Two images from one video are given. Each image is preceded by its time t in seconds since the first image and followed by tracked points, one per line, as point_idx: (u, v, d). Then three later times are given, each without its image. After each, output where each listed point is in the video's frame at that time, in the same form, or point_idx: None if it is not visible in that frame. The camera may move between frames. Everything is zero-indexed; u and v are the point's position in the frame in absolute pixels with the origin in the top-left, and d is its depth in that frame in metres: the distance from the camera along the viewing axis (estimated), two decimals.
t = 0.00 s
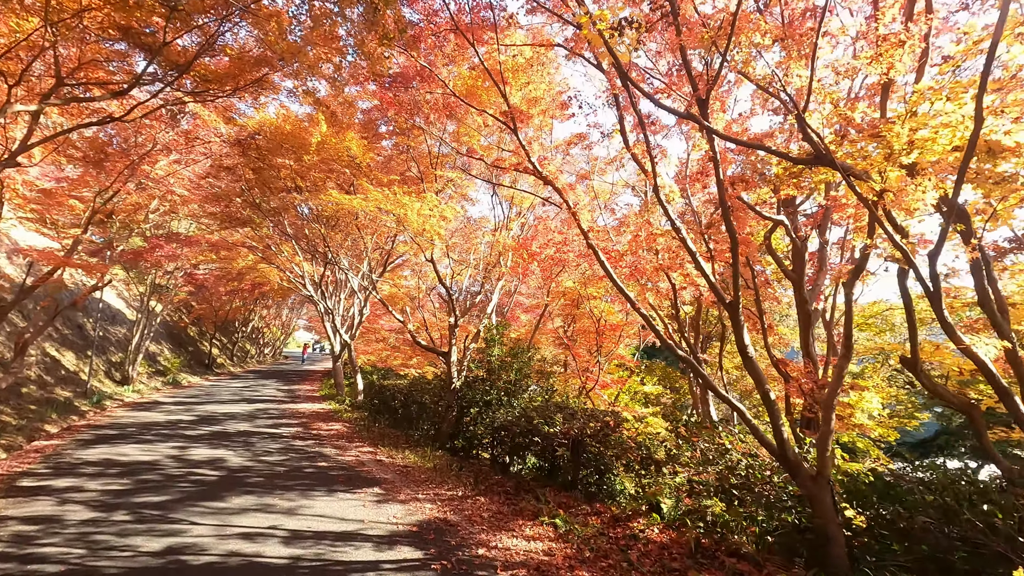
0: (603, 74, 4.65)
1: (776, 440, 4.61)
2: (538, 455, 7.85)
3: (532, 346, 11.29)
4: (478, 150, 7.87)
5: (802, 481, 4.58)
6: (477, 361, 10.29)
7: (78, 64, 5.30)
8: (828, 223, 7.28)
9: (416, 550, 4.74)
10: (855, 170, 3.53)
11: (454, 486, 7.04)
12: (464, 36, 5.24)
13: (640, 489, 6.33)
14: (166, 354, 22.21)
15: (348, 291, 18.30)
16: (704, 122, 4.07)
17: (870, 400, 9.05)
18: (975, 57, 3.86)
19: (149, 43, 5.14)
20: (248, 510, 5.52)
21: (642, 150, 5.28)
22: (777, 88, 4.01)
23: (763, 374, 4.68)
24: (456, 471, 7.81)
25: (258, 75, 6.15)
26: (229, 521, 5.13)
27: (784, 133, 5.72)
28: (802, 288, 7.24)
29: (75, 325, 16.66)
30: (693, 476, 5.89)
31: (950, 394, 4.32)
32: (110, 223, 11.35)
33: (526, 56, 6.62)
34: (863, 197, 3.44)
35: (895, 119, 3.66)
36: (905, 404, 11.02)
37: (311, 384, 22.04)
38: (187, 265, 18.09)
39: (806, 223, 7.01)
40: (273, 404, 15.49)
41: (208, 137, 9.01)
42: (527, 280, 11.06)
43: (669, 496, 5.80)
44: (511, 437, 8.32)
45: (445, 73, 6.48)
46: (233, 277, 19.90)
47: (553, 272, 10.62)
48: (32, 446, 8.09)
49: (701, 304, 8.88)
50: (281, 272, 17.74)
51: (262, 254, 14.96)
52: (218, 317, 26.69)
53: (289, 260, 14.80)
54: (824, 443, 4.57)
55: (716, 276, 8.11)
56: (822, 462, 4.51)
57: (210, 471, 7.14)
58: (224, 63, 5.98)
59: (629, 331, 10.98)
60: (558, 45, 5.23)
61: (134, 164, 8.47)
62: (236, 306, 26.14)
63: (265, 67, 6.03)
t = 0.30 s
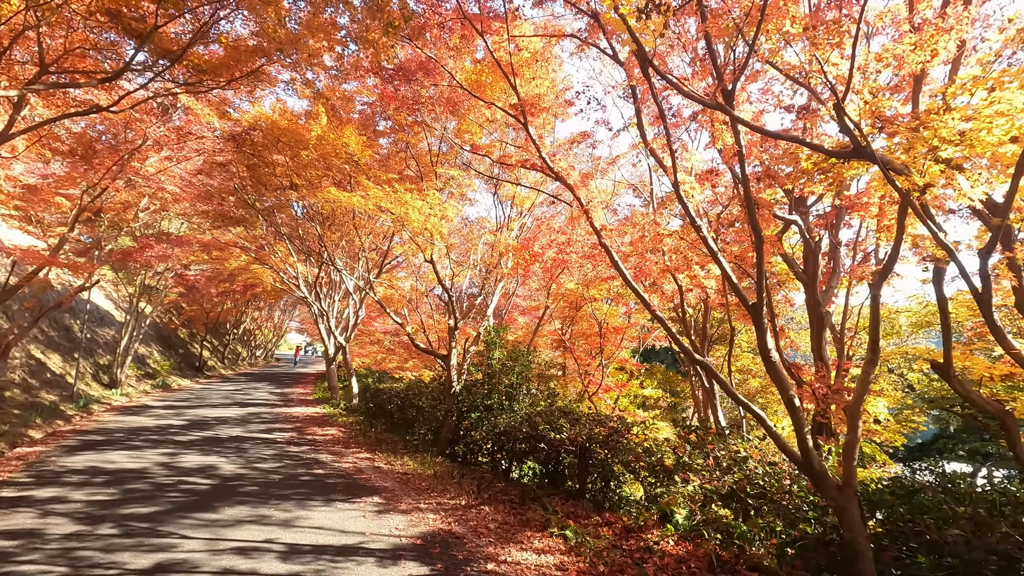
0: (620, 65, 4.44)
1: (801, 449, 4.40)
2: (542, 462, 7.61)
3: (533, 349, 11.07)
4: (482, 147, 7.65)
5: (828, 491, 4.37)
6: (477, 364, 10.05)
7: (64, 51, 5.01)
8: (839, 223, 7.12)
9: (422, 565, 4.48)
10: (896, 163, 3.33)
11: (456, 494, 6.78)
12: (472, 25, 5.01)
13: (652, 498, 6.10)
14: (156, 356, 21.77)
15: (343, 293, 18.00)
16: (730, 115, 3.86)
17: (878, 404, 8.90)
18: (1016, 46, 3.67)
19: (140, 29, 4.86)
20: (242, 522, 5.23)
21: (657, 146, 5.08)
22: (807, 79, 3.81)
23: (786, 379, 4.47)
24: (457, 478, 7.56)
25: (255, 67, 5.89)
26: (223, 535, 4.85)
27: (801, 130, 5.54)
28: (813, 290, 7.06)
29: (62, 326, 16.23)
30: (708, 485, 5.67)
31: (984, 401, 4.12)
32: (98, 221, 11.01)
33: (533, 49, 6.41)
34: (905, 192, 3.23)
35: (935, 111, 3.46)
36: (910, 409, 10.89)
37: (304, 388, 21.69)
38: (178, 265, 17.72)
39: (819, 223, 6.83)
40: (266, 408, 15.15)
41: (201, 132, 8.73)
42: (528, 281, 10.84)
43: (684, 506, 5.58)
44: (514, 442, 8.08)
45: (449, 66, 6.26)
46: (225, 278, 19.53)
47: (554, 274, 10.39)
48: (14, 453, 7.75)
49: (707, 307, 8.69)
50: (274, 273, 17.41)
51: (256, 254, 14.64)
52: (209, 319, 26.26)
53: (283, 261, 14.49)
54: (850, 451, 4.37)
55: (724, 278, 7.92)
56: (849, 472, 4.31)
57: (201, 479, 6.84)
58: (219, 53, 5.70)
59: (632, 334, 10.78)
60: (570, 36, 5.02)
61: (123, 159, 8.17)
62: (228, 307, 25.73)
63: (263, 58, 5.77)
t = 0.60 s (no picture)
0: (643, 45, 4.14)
1: (833, 456, 4.13)
2: (545, 468, 7.31)
3: (531, 350, 10.76)
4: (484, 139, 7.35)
5: (860, 501, 4.12)
6: (475, 365, 9.72)
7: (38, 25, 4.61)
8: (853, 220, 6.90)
9: None
10: (952, 147, 3.06)
11: (457, 502, 6.45)
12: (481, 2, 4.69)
13: (665, 506, 5.82)
14: (139, 357, 21.14)
15: (332, 292, 17.56)
16: (765, 96, 3.58)
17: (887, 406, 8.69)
18: None
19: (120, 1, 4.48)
20: (230, 535, 4.85)
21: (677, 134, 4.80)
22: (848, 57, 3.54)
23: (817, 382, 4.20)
24: (457, 485, 7.22)
25: (245, 48, 5.53)
26: (208, 550, 4.47)
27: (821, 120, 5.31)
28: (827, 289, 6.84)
29: (40, 326, 15.63)
30: (727, 493, 5.38)
31: None
32: (78, 216, 10.53)
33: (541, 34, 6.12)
34: (964, 178, 2.96)
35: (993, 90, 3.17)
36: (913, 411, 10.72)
37: (292, 390, 21.15)
38: (162, 264, 17.19)
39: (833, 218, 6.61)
40: (253, 411, 14.68)
41: (188, 121, 8.31)
42: (526, 280, 10.54)
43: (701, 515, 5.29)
44: (515, 447, 7.77)
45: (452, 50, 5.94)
46: (211, 277, 18.99)
47: (554, 272, 10.10)
48: None
49: (714, 306, 8.44)
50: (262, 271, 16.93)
51: (243, 252, 14.19)
52: (194, 319, 25.63)
53: (272, 259, 14.05)
54: (885, 459, 4.10)
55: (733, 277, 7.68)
56: (883, 480, 4.05)
57: (185, 488, 6.42)
58: (207, 32, 5.33)
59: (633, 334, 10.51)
60: (584, 17, 4.73)
61: (104, 149, 7.75)
62: (213, 308, 25.12)
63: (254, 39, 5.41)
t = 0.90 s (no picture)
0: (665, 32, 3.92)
1: (864, 468, 3.89)
2: (549, 473, 7.10)
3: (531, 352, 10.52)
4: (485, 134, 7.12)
5: (892, 515, 3.89)
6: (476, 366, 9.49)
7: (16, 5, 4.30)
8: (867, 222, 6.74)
9: None
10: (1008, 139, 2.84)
11: (459, 512, 6.20)
12: None
13: (679, 517, 5.58)
14: (125, 358, 20.64)
15: (324, 293, 17.22)
16: (798, 84, 3.36)
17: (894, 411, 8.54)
18: None
19: None
20: (220, 551, 4.55)
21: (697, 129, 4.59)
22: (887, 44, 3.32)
23: (847, 390, 3.94)
24: (458, 493, 6.96)
25: (239, 35, 5.24)
26: (197, 569, 4.16)
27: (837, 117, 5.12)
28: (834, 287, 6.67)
29: (22, 326, 15.16)
30: (744, 502, 5.15)
31: None
32: (61, 212, 10.15)
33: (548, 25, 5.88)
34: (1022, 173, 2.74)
35: None
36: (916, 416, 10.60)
37: (282, 392, 20.75)
38: (149, 263, 16.76)
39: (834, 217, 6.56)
40: (243, 414, 14.31)
41: (177, 114, 7.99)
42: (526, 282, 10.31)
43: (719, 528, 5.03)
44: (518, 453, 7.55)
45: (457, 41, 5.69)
46: (199, 276, 18.58)
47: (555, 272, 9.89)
48: None
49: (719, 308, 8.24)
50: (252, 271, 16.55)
51: (233, 251, 13.83)
52: (182, 319, 25.14)
53: (263, 258, 13.71)
54: (918, 471, 3.87)
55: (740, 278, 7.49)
56: (917, 494, 3.81)
57: (173, 498, 6.10)
58: (199, 16, 5.03)
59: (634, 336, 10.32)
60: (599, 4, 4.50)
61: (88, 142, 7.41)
62: (202, 308, 24.65)
63: (249, 26, 5.12)
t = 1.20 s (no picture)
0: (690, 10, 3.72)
1: (896, 472, 3.69)
2: (551, 476, 6.89)
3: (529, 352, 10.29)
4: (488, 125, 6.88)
5: (925, 521, 3.70)
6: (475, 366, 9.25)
7: None
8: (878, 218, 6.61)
9: None
10: None
11: (461, 519, 5.94)
12: None
13: (692, 523, 5.36)
14: (109, 359, 20.11)
15: (315, 292, 16.86)
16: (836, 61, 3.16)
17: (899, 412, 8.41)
18: None
19: None
20: (210, 563, 4.25)
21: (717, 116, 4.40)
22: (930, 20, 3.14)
23: (878, 389, 3.74)
24: (459, 498, 6.70)
25: (233, 13, 4.96)
26: None
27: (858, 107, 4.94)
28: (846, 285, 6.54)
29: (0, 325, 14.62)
30: (761, 507, 4.93)
31: None
32: (41, 206, 9.73)
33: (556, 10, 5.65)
34: None
35: None
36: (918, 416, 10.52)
37: (271, 394, 20.33)
38: (134, 260, 16.29)
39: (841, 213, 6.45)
40: (231, 415, 13.92)
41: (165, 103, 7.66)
42: (526, 280, 10.09)
43: (736, 533, 4.80)
44: (518, 454, 7.34)
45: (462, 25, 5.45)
46: (186, 275, 18.14)
47: (556, 270, 9.68)
48: None
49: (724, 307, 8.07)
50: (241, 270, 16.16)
51: (222, 248, 13.45)
52: (168, 319, 24.57)
53: (253, 256, 13.35)
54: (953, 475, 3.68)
55: (747, 275, 7.33)
56: (952, 499, 3.62)
57: (158, 505, 5.76)
58: None
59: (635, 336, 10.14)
60: None
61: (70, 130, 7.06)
62: (188, 307, 24.10)
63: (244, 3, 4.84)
